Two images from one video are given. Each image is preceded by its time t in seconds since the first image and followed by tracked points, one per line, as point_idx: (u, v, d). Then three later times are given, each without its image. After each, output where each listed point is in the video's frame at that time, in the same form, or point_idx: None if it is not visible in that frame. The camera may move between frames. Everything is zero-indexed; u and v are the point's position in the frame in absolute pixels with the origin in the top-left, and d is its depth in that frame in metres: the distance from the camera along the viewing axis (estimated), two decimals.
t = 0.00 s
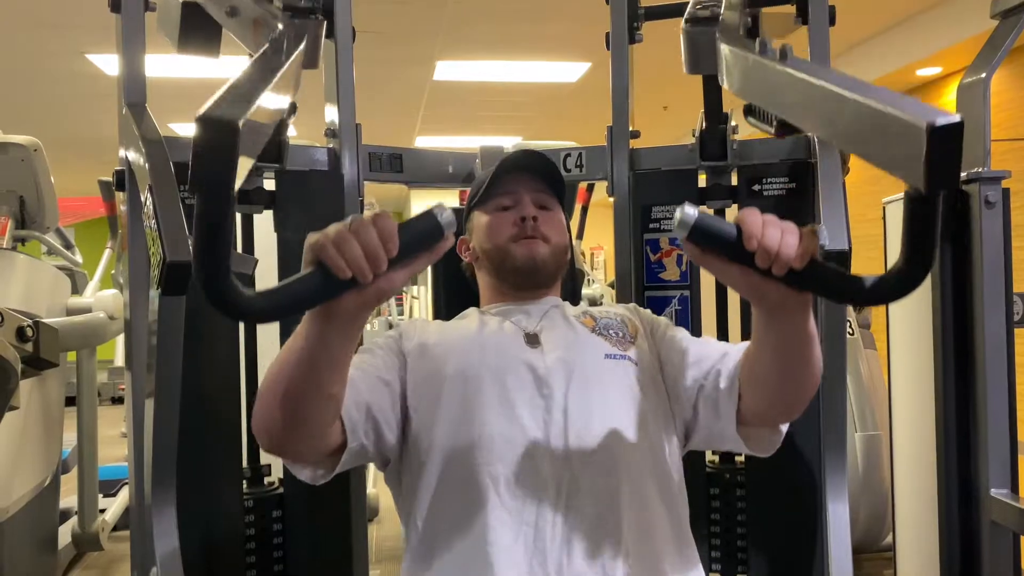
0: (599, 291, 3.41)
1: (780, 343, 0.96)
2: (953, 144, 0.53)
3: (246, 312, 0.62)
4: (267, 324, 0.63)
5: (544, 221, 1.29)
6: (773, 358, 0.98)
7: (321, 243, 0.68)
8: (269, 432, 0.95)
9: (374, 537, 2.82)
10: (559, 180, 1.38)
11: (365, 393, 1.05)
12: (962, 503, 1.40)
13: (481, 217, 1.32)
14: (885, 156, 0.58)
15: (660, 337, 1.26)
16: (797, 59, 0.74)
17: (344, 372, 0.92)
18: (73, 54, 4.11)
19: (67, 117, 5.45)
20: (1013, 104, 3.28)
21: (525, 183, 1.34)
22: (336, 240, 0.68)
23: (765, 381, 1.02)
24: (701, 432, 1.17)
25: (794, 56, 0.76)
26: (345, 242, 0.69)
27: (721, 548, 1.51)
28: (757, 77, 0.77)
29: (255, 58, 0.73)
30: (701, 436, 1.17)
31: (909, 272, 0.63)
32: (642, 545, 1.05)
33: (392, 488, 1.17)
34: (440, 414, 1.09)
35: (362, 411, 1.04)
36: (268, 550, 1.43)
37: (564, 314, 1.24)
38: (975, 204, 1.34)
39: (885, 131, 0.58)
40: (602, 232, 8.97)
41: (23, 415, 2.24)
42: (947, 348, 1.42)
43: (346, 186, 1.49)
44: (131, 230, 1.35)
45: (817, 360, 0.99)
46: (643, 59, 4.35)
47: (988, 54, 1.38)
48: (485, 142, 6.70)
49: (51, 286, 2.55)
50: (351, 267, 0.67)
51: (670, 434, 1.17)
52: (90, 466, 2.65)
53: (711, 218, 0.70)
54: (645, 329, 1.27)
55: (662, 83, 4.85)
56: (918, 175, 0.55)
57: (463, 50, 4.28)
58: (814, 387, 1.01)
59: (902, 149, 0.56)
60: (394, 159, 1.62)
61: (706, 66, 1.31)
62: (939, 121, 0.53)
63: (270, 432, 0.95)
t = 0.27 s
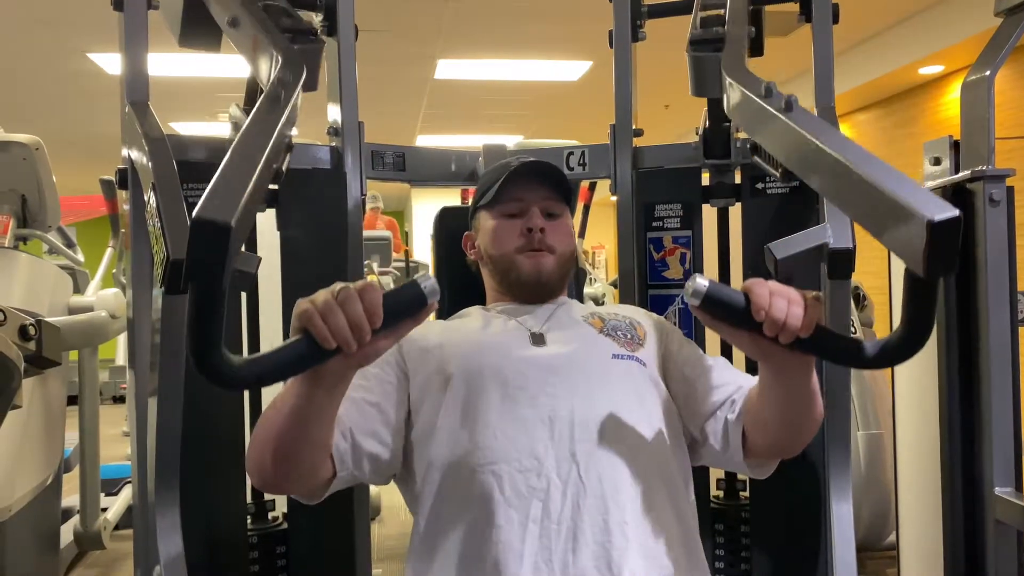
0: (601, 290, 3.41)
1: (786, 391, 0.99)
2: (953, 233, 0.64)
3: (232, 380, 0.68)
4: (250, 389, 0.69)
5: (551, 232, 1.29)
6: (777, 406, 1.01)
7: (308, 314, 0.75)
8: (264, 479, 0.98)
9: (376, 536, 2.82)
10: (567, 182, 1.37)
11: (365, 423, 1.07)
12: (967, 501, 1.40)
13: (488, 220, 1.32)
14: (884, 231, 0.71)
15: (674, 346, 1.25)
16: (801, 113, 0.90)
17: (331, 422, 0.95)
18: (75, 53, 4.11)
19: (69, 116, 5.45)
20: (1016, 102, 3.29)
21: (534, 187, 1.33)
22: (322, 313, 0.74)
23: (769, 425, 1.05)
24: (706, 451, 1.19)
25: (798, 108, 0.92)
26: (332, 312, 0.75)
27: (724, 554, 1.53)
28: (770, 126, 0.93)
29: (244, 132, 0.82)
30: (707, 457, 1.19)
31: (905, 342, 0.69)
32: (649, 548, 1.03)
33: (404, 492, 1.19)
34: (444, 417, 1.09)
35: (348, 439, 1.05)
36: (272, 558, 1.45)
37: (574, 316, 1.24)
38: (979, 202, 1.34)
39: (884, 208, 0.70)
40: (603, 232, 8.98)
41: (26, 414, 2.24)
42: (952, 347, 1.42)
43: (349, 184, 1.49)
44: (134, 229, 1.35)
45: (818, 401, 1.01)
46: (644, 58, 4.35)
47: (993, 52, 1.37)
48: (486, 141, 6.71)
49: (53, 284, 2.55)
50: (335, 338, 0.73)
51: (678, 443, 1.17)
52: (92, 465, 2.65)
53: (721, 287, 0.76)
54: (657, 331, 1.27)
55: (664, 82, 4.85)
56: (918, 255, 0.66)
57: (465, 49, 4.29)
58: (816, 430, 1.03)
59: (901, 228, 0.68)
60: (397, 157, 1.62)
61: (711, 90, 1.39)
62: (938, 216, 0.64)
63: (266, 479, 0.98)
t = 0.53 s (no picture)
0: (602, 290, 3.41)
1: (784, 405, 1.01)
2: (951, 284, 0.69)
3: (227, 427, 0.71)
4: (245, 434, 0.72)
5: (554, 232, 1.29)
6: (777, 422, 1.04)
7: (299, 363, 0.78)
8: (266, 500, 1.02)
9: (377, 536, 2.82)
10: (571, 181, 1.37)
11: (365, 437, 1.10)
12: (970, 500, 1.40)
13: (493, 220, 1.32)
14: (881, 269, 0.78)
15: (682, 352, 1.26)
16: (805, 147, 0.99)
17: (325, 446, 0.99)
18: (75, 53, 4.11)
19: (69, 117, 5.45)
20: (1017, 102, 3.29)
21: (538, 187, 1.33)
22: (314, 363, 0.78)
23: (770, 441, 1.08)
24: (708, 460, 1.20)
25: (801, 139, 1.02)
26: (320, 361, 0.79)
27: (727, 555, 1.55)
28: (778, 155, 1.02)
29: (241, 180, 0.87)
30: (711, 466, 1.19)
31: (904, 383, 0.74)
32: (651, 550, 1.03)
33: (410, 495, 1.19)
34: (447, 420, 1.09)
35: (345, 455, 1.07)
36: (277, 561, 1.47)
37: (580, 318, 1.24)
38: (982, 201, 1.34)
39: (881, 249, 0.78)
40: (604, 231, 8.98)
41: (27, 414, 2.24)
42: (955, 347, 1.42)
43: (351, 183, 1.49)
44: (137, 229, 1.35)
45: (817, 422, 1.04)
46: (645, 58, 4.35)
47: (995, 52, 1.37)
48: (487, 140, 6.71)
49: (55, 285, 2.55)
50: (323, 388, 0.77)
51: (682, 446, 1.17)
52: (94, 465, 2.65)
53: (728, 326, 0.79)
54: (664, 334, 1.26)
55: (665, 81, 4.85)
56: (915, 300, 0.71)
57: (466, 49, 4.29)
58: (814, 447, 1.05)
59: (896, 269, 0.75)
60: (400, 157, 1.62)
61: (713, 105, 1.44)
62: (936, 269, 0.69)
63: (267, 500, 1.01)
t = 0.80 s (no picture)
0: (601, 291, 3.42)
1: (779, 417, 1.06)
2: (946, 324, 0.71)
3: (219, 456, 0.74)
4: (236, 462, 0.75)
5: (555, 235, 1.29)
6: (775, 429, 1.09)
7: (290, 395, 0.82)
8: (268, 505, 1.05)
9: (377, 537, 2.82)
10: (571, 185, 1.37)
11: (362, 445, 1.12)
12: (968, 502, 1.40)
13: (492, 226, 1.32)
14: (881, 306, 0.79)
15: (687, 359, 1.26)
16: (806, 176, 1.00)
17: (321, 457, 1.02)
18: (74, 55, 4.11)
19: (68, 118, 5.45)
20: (1016, 103, 3.30)
21: (538, 191, 1.33)
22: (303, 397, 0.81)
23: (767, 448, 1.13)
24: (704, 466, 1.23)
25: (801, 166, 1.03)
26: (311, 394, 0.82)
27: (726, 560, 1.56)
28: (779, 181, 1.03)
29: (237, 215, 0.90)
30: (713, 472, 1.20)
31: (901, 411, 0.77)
32: (653, 552, 1.03)
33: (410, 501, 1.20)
34: (449, 424, 1.10)
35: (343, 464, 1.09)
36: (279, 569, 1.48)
37: (582, 323, 1.25)
38: (981, 204, 1.35)
39: (881, 286, 0.78)
40: (603, 232, 8.98)
41: (27, 417, 2.24)
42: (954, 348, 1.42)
43: (351, 186, 1.50)
44: (137, 232, 1.35)
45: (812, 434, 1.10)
46: (644, 59, 4.35)
47: (994, 54, 1.38)
48: (486, 142, 6.71)
49: (54, 287, 2.55)
50: (314, 420, 0.80)
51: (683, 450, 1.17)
52: (94, 468, 2.65)
53: (731, 356, 0.82)
54: (667, 340, 1.26)
55: (664, 83, 4.86)
56: (912, 338, 0.73)
57: (465, 50, 4.29)
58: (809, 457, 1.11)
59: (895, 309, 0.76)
60: (399, 161, 1.62)
61: (712, 119, 1.45)
62: (933, 312, 0.70)
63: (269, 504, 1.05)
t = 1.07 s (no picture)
0: (600, 294, 3.42)
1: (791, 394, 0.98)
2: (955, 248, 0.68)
3: (242, 400, 0.67)
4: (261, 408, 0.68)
5: (555, 247, 1.29)
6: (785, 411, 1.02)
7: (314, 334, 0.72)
8: (266, 485, 1.00)
9: (376, 540, 2.82)
10: (571, 197, 1.37)
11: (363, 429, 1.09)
12: (968, 506, 1.40)
13: (492, 238, 1.33)
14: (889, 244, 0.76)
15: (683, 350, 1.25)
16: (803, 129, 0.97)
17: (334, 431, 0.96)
18: (73, 58, 4.11)
19: (66, 121, 5.44)
20: (1013, 106, 3.31)
21: (538, 203, 1.33)
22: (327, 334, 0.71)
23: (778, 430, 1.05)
24: (711, 447, 1.18)
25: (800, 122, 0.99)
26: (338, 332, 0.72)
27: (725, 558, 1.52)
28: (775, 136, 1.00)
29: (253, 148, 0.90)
30: (715, 463, 1.19)
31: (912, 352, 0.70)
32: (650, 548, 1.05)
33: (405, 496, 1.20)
34: (450, 419, 1.10)
35: (349, 443, 1.07)
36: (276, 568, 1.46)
37: (581, 320, 1.26)
38: (980, 209, 1.35)
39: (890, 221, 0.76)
40: (601, 234, 8.99)
41: (26, 421, 2.24)
42: (953, 353, 1.42)
43: (351, 191, 1.50)
44: (138, 236, 1.35)
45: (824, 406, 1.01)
46: (643, 61, 4.36)
47: (993, 59, 1.38)
48: (485, 144, 6.71)
49: (53, 291, 2.55)
50: (342, 358, 0.71)
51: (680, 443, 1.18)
52: (93, 471, 2.64)
53: (725, 299, 0.73)
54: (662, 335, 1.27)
55: (663, 85, 4.86)
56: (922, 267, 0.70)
57: (464, 53, 4.29)
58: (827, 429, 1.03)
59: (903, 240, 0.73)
60: (399, 166, 1.62)
61: (712, 101, 1.43)
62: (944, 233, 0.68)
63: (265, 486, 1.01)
